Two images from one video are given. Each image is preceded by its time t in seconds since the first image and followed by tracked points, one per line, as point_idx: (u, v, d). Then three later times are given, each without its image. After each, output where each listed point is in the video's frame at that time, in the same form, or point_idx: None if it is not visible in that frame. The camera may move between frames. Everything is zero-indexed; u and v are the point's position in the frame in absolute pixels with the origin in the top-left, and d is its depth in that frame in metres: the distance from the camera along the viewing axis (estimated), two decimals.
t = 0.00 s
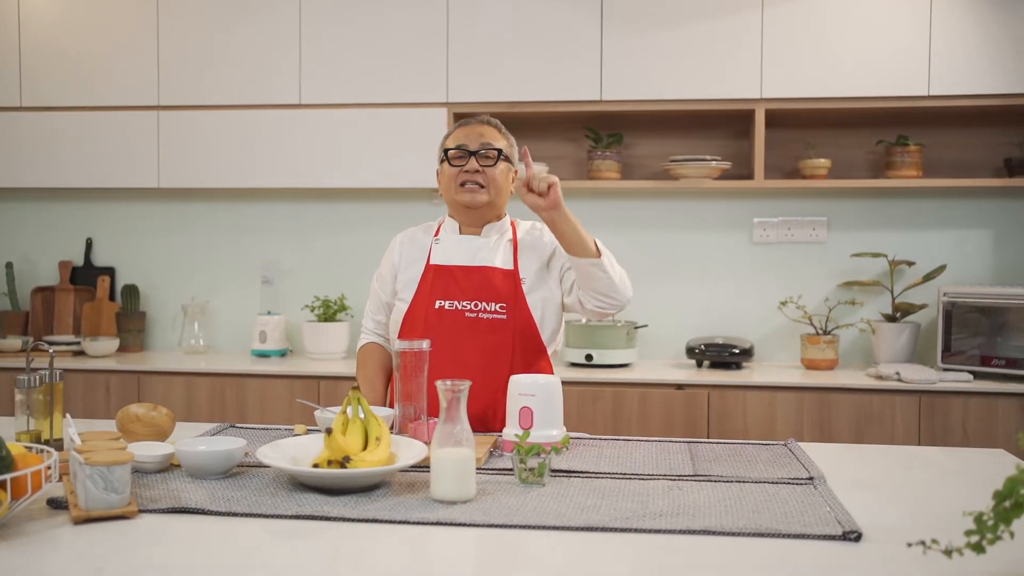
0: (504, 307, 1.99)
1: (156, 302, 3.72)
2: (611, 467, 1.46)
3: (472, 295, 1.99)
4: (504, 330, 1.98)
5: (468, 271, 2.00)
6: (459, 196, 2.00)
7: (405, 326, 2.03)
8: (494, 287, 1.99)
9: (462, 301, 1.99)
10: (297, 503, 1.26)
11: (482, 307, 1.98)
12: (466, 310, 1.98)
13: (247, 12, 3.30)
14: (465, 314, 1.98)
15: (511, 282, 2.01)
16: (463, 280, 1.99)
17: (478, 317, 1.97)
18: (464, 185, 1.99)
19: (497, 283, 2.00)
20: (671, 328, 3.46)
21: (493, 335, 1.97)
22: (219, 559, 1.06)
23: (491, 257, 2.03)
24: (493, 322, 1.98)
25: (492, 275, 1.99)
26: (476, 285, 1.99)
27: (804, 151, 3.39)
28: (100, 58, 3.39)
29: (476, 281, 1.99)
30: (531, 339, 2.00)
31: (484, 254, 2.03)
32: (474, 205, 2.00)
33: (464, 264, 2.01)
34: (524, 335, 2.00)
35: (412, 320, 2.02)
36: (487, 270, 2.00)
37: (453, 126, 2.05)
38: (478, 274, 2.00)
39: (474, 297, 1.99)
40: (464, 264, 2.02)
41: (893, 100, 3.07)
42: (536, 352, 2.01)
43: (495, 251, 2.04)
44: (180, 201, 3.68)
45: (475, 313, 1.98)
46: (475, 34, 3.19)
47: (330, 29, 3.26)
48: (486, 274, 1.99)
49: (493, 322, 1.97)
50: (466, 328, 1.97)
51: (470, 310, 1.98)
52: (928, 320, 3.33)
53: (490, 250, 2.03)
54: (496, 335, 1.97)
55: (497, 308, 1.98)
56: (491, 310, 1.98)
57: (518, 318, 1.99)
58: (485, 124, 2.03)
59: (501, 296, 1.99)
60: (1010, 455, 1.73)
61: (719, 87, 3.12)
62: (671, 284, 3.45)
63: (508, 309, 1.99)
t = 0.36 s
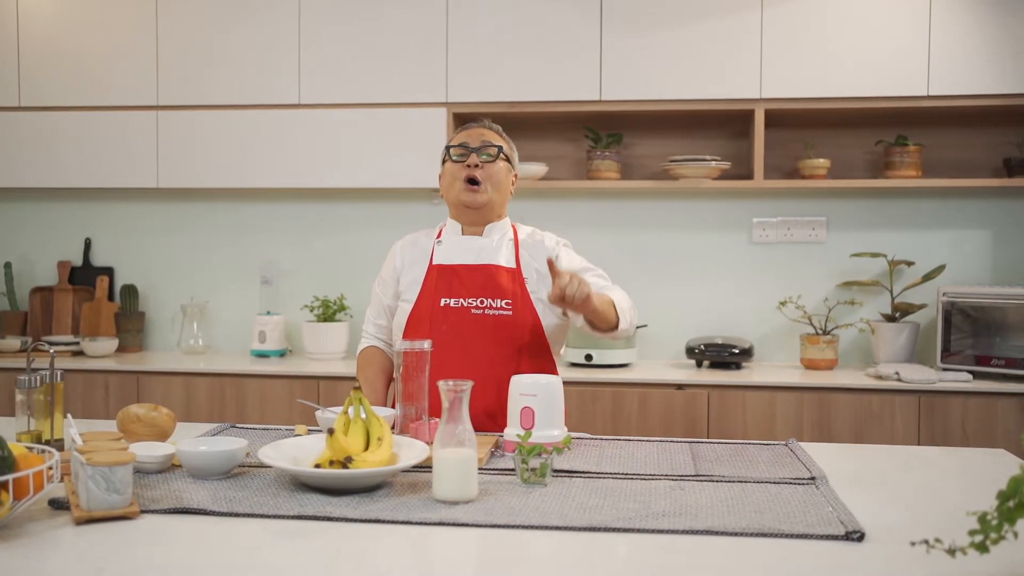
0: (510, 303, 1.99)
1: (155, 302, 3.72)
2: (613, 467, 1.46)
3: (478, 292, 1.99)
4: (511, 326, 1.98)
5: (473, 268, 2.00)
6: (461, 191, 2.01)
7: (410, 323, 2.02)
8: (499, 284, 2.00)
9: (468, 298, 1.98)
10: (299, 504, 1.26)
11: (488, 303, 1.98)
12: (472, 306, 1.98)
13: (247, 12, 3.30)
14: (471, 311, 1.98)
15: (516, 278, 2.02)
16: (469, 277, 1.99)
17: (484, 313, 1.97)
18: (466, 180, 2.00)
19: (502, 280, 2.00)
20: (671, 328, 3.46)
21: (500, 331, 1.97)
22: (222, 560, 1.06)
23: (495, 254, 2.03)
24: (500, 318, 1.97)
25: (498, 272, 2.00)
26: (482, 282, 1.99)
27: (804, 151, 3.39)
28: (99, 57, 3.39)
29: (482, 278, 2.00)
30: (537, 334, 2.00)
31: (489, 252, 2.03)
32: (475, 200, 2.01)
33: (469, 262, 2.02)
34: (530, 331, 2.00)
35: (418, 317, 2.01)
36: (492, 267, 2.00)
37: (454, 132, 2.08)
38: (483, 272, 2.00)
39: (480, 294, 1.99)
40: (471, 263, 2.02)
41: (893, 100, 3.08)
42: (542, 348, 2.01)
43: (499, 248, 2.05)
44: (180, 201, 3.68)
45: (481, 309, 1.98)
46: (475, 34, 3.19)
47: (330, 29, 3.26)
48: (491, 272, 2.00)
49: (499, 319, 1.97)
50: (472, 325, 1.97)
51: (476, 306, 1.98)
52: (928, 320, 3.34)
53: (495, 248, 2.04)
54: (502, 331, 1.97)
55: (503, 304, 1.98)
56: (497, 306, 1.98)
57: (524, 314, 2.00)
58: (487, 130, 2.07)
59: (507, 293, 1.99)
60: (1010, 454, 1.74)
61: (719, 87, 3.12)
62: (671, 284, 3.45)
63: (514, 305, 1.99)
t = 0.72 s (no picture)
0: (512, 302, 1.99)
1: (155, 302, 3.72)
2: (615, 467, 1.46)
3: (480, 291, 1.99)
4: (514, 324, 1.97)
5: (474, 268, 2.01)
6: (459, 192, 2.02)
7: (413, 324, 2.01)
8: (500, 283, 2.00)
9: (470, 298, 1.98)
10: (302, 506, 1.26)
11: (490, 302, 1.98)
12: (474, 306, 1.97)
13: (247, 12, 3.30)
14: (473, 310, 1.97)
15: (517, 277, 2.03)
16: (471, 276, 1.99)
17: (487, 312, 1.97)
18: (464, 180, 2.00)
19: (503, 280, 2.01)
20: (671, 328, 3.46)
21: (503, 329, 1.96)
22: (225, 562, 1.05)
23: (496, 253, 2.05)
24: (503, 316, 1.97)
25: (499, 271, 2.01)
26: (483, 281, 1.99)
27: (804, 151, 3.39)
28: (99, 57, 3.39)
29: (483, 278, 2.00)
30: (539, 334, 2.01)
31: (489, 251, 2.04)
32: (474, 201, 2.02)
33: (469, 261, 2.03)
34: (531, 330, 2.00)
35: (420, 318, 2.00)
36: (493, 267, 2.01)
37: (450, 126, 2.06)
38: (484, 272, 2.00)
39: (482, 294, 1.98)
40: (470, 262, 2.03)
41: (893, 101, 3.08)
42: (543, 348, 2.02)
43: (500, 246, 2.06)
44: (180, 201, 3.67)
45: (484, 309, 1.97)
46: (476, 34, 3.19)
47: (330, 29, 3.26)
48: (492, 271, 2.01)
49: (503, 317, 1.97)
50: (475, 324, 1.96)
51: (479, 306, 1.97)
52: (929, 320, 3.34)
53: (495, 246, 2.05)
54: (505, 330, 1.97)
55: (506, 303, 1.98)
56: (500, 306, 1.98)
57: (526, 313, 2.00)
58: (483, 125, 2.05)
59: (509, 292, 2.00)
60: (1012, 454, 1.73)
61: (720, 87, 3.12)
62: (672, 284, 3.45)
63: (517, 303, 1.99)
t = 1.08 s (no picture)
0: (509, 302, 2.00)
1: (156, 303, 3.71)
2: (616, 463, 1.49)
3: (477, 292, 1.99)
4: (513, 324, 1.98)
5: (470, 267, 2.01)
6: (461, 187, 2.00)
7: (411, 326, 2.01)
8: (497, 283, 2.00)
9: (467, 299, 1.98)
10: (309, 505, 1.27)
11: (487, 303, 1.98)
12: (472, 307, 1.97)
13: (247, 13, 3.30)
14: (470, 312, 1.97)
15: (514, 275, 2.03)
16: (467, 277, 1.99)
17: (484, 313, 1.97)
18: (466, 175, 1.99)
19: (499, 279, 2.01)
20: (673, 328, 3.46)
21: (503, 330, 1.97)
22: (232, 563, 1.06)
23: (493, 251, 2.06)
24: (501, 317, 1.97)
25: (494, 270, 2.01)
26: (480, 282, 2.00)
27: (805, 151, 3.39)
28: (99, 57, 3.38)
29: (479, 279, 2.00)
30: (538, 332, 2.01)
31: (487, 249, 2.05)
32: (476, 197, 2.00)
33: (464, 260, 2.03)
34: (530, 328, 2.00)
35: (418, 320, 2.00)
36: (490, 266, 2.01)
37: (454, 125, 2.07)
38: (482, 271, 2.01)
39: (479, 295, 1.98)
40: (465, 261, 2.03)
41: (894, 101, 3.08)
42: (545, 348, 1.99)
43: (497, 243, 2.07)
44: (181, 201, 3.67)
45: (481, 310, 1.97)
46: (477, 34, 3.19)
47: (331, 29, 3.26)
48: (489, 271, 2.01)
49: (501, 318, 1.97)
50: (473, 325, 1.96)
51: (476, 307, 1.97)
52: (930, 320, 3.34)
53: (492, 245, 2.06)
54: (503, 330, 1.97)
55: (503, 303, 1.99)
56: (497, 306, 1.98)
57: (524, 311, 2.00)
58: (487, 122, 2.06)
59: (505, 291, 2.00)
60: (1015, 454, 1.73)
61: (721, 87, 3.12)
62: (673, 284, 3.45)
63: (514, 302, 2.00)
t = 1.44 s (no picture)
0: (509, 318, 1.98)
1: (156, 303, 3.71)
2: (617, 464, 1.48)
3: (476, 308, 1.98)
4: (513, 341, 1.97)
5: (469, 280, 2.00)
6: (449, 198, 1.99)
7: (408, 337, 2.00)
8: (496, 298, 1.99)
9: (466, 314, 1.97)
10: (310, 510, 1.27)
11: (486, 319, 1.97)
12: (471, 323, 1.96)
13: (248, 13, 3.30)
14: (469, 327, 1.96)
15: (515, 288, 2.01)
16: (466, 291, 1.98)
17: (484, 329, 1.96)
18: (451, 185, 1.98)
19: (499, 292, 2.00)
20: (673, 328, 3.46)
21: (502, 346, 1.96)
22: (235, 563, 1.05)
23: (491, 264, 2.05)
24: (501, 333, 1.97)
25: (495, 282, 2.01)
26: (479, 298, 1.98)
27: (805, 150, 3.39)
28: (99, 57, 3.38)
29: (479, 294, 1.99)
30: (539, 346, 2.00)
31: (484, 261, 2.04)
32: (465, 205, 1.99)
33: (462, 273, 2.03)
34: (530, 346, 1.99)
35: (415, 332, 1.99)
36: (490, 280, 2.00)
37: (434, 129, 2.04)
38: (481, 285, 2.00)
39: (478, 310, 1.97)
40: (464, 272, 2.03)
41: (894, 101, 3.08)
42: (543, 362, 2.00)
43: (496, 254, 2.06)
44: (181, 201, 3.67)
45: (480, 326, 1.96)
46: (477, 34, 3.19)
47: (331, 29, 3.26)
48: (490, 286, 2.00)
49: (501, 334, 1.96)
50: (472, 340, 1.95)
51: (475, 323, 1.96)
52: (931, 320, 3.34)
53: (491, 257, 2.05)
54: (502, 346, 1.96)
55: (503, 319, 1.98)
56: (497, 322, 1.97)
57: (524, 328, 1.99)
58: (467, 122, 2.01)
59: (505, 307, 1.99)
60: (1017, 454, 1.73)
61: (722, 87, 3.12)
62: (673, 284, 3.45)
63: (514, 318, 1.99)
